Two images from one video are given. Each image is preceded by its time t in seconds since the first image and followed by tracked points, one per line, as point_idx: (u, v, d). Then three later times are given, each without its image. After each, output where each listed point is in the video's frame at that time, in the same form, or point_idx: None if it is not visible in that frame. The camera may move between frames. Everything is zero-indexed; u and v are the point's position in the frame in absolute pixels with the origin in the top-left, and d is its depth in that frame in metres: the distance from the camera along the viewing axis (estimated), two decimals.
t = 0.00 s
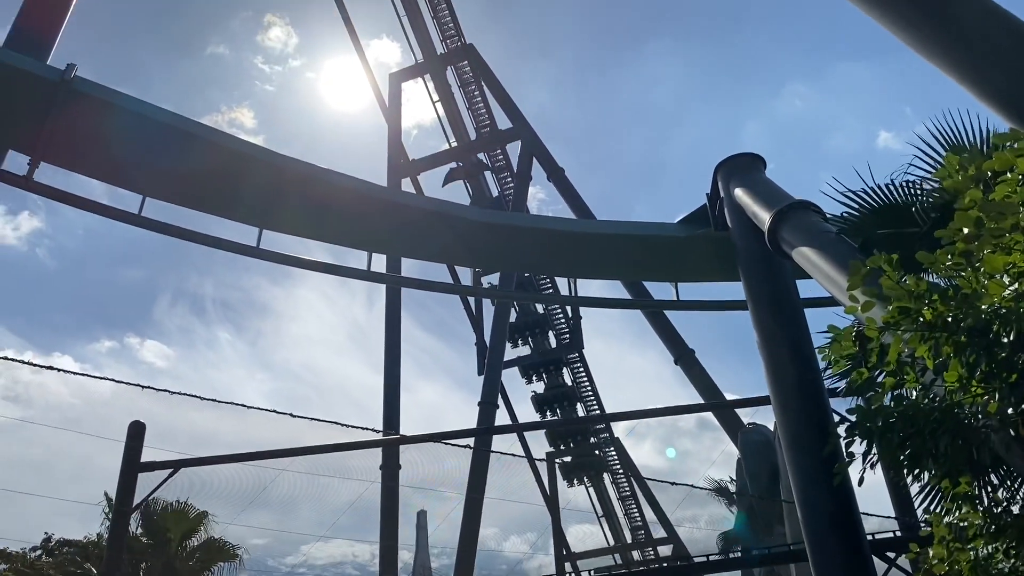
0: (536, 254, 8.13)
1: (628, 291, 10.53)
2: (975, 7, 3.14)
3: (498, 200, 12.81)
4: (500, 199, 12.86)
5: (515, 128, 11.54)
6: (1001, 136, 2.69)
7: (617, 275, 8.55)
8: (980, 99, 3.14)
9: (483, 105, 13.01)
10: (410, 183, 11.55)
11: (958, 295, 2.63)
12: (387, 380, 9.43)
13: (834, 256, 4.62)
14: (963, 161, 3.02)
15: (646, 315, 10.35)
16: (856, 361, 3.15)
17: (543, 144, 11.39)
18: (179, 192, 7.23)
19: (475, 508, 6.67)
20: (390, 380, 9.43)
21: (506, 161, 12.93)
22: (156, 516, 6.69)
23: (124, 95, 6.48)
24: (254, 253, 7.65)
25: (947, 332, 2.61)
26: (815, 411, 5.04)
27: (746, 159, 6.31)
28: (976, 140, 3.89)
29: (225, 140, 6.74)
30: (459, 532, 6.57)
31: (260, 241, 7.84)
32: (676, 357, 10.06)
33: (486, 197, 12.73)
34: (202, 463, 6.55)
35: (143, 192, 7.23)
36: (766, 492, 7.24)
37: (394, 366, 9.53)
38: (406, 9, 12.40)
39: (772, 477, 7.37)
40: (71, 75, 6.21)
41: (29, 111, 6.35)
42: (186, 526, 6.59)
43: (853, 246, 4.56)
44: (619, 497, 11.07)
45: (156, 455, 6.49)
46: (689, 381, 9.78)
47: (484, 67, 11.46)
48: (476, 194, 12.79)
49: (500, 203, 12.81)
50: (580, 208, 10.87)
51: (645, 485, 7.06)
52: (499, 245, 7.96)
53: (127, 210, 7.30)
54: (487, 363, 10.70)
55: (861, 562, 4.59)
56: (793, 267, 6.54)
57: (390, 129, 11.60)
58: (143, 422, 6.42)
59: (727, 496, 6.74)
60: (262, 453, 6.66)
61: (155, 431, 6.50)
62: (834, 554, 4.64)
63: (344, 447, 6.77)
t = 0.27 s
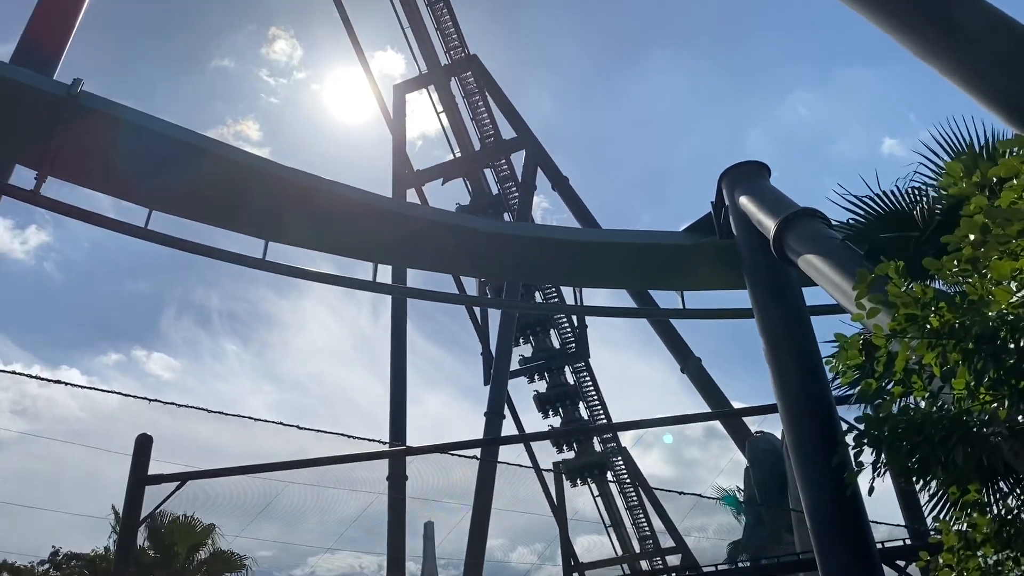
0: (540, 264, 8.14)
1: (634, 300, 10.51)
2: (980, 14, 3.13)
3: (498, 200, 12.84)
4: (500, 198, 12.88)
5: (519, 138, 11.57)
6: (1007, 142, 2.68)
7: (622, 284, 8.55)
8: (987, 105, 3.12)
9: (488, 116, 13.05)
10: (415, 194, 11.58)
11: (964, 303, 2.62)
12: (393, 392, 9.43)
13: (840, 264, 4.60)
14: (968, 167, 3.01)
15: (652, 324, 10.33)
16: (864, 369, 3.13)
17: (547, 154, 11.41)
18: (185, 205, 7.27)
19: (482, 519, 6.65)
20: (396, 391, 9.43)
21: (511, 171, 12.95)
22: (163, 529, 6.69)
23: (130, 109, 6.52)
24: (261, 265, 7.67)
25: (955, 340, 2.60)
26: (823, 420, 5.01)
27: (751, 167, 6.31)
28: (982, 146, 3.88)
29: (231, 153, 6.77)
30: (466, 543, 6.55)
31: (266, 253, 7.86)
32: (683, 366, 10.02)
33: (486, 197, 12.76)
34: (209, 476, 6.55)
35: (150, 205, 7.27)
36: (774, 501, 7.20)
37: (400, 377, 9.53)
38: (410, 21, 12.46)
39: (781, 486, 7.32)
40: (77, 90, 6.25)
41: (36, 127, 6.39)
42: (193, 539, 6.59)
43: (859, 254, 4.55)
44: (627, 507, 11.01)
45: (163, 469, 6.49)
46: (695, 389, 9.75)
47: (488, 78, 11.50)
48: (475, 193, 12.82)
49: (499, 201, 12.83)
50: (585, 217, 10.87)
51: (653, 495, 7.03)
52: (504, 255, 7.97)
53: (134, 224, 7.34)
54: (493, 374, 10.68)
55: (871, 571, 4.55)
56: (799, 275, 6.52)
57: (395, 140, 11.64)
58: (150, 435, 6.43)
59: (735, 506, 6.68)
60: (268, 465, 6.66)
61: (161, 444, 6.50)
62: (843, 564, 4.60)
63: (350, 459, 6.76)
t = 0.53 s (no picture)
0: (546, 274, 8.14)
1: (640, 308, 10.50)
2: (983, 20, 3.13)
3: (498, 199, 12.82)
4: (500, 196, 12.88)
5: (523, 148, 11.60)
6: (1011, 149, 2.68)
7: (628, 294, 8.54)
8: (991, 112, 3.12)
9: (491, 126, 13.09)
10: (420, 205, 11.61)
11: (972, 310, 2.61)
12: (399, 402, 9.42)
13: (846, 271, 4.59)
14: (973, 173, 3.00)
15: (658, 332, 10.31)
16: (871, 377, 3.11)
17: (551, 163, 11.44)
18: (191, 218, 7.30)
19: (490, 530, 6.63)
20: (402, 402, 9.42)
21: (515, 180, 12.98)
22: (170, 542, 6.68)
23: (137, 123, 6.57)
24: (267, 277, 7.69)
25: (962, 347, 2.58)
26: (832, 429, 4.98)
27: (755, 175, 6.31)
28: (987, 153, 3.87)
29: (237, 166, 6.80)
30: (474, 554, 6.53)
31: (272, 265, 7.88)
32: (689, 374, 9.99)
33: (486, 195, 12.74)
34: (216, 487, 6.54)
35: (157, 219, 7.30)
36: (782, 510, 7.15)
37: (406, 388, 9.52)
38: (413, 32, 12.53)
39: (789, 495, 7.28)
40: (84, 104, 6.30)
41: (44, 142, 6.44)
42: (199, 552, 6.57)
43: (865, 261, 4.54)
44: (635, 516, 10.96)
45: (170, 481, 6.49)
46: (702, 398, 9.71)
47: (492, 88, 11.54)
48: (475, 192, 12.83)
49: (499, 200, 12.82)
50: (590, 227, 10.88)
51: (660, 504, 6.99)
52: (509, 265, 7.98)
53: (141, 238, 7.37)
54: (499, 384, 10.66)
55: None
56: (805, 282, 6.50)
57: (399, 151, 11.69)
58: (157, 447, 6.43)
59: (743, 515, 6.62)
60: (275, 477, 6.65)
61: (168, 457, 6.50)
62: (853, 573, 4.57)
63: (357, 470, 6.75)
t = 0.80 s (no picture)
0: (551, 283, 8.14)
1: (646, 317, 10.48)
2: (987, 28, 3.13)
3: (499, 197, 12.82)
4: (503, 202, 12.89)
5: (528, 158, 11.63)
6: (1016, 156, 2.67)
7: (634, 303, 8.53)
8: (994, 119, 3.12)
9: (495, 136, 13.13)
10: (425, 215, 11.63)
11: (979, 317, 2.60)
12: (405, 413, 9.42)
13: (852, 279, 4.58)
14: (979, 180, 2.99)
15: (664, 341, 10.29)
16: (879, 385, 3.10)
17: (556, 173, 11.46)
18: (197, 231, 7.33)
19: (497, 541, 6.60)
20: (409, 413, 9.42)
21: (520, 191, 13.00)
22: (177, 555, 6.67)
23: (144, 137, 6.61)
24: (273, 289, 7.71)
25: (970, 354, 2.57)
26: (839, 437, 4.96)
27: (760, 184, 6.30)
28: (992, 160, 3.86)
29: (243, 179, 6.83)
30: (481, 565, 6.51)
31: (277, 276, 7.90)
32: (696, 383, 9.97)
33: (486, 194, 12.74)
34: (223, 500, 6.54)
35: (164, 232, 7.34)
36: (791, 519, 7.11)
37: (412, 398, 9.52)
38: (418, 44, 12.59)
39: (798, 504, 7.23)
40: (90, 118, 6.34)
41: (52, 157, 6.48)
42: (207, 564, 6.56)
43: (872, 269, 4.53)
44: (643, 527, 10.92)
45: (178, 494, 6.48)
46: (709, 407, 9.67)
47: (496, 99, 11.58)
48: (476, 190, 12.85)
49: (499, 198, 12.82)
50: (595, 236, 10.89)
51: (668, 514, 6.96)
52: (514, 275, 7.98)
53: (148, 251, 7.40)
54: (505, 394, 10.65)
55: None
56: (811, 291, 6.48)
57: (404, 163, 11.72)
58: (164, 460, 6.43)
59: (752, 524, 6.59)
60: (282, 489, 6.64)
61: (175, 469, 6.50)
62: None
63: (364, 482, 6.74)
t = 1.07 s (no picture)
0: (557, 293, 8.14)
1: (652, 327, 10.46)
2: (991, 35, 3.11)
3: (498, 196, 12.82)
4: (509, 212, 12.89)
5: (532, 168, 11.65)
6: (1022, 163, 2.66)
7: (640, 312, 8.52)
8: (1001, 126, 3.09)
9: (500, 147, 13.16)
10: (431, 226, 11.65)
11: (987, 325, 2.58)
12: (412, 425, 9.40)
13: (859, 288, 4.57)
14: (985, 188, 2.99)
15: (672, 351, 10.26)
16: (887, 394, 3.09)
17: (561, 182, 11.47)
18: (205, 243, 7.36)
19: (505, 553, 6.58)
20: (416, 424, 9.41)
21: (525, 201, 13.01)
22: (185, 567, 6.67)
23: (151, 151, 6.65)
24: (279, 301, 7.73)
25: (977, 362, 2.56)
26: (847, 445, 4.93)
27: (766, 192, 6.30)
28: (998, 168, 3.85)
29: (248, 191, 6.86)
30: None
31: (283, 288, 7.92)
32: (703, 393, 9.93)
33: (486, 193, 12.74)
34: (230, 512, 6.53)
35: (171, 245, 7.37)
36: (800, 530, 7.06)
37: (419, 410, 9.51)
38: (422, 56, 12.66)
39: (806, 514, 7.18)
40: (97, 132, 6.39)
41: (59, 171, 6.53)
42: None
43: (878, 277, 4.52)
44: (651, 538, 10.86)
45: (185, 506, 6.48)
46: (717, 417, 9.63)
47: (500, 110, 11.61)
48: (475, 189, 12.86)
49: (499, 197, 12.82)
50: (601, 246, 10.88)
51: (676, 524, 6.92)
52: (520, 285, 7.99)
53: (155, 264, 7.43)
54: (512, 404, 10.62)
55: None
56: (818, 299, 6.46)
57: (409, 174, 11.76)
58: (171, 473, 6.43)
59: (761, 534, 6.54)
60: (289, 501, 6.64)
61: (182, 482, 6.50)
62: None
63: (371, 494, 6.72)
